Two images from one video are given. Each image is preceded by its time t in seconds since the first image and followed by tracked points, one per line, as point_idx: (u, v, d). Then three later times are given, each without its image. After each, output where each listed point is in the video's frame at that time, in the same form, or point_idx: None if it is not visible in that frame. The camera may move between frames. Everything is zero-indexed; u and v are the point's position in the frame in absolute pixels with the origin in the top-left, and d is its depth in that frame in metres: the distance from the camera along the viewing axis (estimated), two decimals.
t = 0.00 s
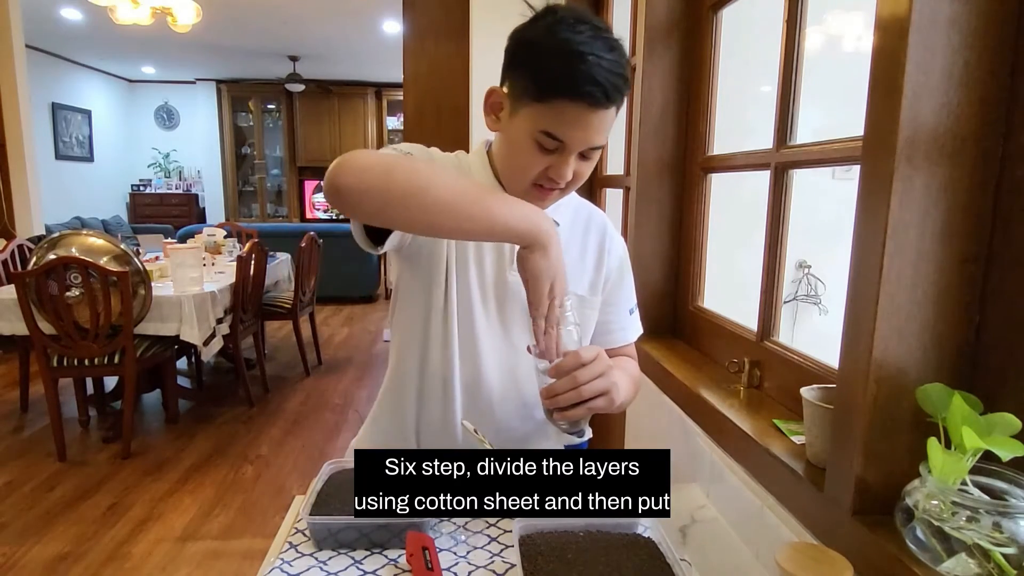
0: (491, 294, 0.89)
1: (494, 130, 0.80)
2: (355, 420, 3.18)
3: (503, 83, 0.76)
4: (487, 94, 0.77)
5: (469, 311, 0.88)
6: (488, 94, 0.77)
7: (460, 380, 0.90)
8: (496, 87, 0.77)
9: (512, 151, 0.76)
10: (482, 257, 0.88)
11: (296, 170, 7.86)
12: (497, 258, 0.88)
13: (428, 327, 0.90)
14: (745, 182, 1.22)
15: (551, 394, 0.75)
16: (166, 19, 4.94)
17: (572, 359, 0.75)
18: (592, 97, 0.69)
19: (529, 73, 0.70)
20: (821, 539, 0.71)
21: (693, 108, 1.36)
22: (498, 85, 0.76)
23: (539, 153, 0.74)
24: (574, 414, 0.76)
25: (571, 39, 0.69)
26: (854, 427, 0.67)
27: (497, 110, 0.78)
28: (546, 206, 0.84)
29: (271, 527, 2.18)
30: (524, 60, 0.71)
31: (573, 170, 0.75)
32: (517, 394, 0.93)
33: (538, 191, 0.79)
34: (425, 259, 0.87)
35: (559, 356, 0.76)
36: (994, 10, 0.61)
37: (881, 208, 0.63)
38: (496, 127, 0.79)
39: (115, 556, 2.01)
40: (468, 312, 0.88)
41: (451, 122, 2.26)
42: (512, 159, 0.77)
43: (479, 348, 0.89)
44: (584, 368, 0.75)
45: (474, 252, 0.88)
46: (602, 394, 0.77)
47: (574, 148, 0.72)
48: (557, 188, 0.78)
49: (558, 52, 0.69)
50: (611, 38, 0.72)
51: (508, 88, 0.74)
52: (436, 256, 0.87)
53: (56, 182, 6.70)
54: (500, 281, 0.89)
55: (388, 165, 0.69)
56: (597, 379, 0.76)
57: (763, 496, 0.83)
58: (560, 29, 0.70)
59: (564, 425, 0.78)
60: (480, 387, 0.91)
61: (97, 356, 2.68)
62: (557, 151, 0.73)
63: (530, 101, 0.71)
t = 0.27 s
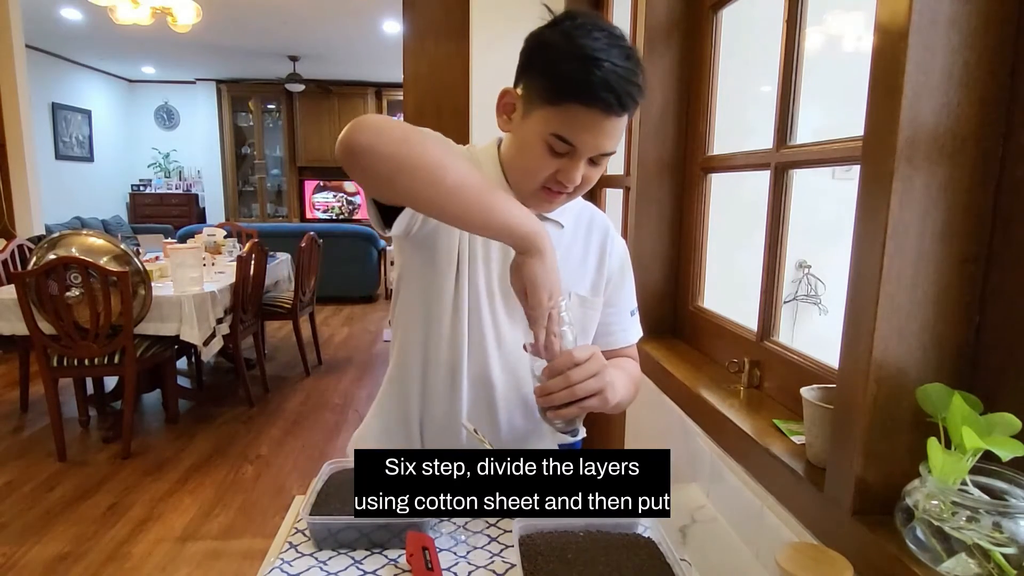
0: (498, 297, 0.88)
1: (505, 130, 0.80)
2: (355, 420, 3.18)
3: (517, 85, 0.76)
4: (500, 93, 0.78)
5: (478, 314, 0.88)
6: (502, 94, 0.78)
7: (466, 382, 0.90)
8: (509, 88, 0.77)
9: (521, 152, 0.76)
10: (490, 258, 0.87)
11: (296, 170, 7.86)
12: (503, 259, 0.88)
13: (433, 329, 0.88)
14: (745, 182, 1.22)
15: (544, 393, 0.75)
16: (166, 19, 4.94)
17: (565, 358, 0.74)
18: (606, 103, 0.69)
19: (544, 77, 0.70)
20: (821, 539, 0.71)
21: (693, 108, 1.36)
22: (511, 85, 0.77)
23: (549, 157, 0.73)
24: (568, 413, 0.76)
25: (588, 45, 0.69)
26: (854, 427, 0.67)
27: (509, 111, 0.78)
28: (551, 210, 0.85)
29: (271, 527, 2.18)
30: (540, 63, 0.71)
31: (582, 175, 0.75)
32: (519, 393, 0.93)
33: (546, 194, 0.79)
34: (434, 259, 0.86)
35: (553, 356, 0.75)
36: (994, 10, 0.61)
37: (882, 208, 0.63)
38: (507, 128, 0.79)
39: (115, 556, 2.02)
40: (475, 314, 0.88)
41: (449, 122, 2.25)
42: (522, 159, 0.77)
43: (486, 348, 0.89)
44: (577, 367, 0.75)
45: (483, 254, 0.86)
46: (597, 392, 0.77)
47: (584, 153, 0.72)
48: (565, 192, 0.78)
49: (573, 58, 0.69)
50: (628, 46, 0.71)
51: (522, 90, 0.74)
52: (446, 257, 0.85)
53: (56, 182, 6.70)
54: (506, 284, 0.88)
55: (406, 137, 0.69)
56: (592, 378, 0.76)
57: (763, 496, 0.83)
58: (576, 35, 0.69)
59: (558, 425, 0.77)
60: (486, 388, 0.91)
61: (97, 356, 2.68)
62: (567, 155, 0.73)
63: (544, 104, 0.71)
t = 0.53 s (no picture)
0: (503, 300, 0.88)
1: (511, 131, 0.80)
2: (355, 420, 3.18)
3: (523, 87, 0.76)
4: (506, 95, 0.78)
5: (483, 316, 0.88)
6: (509, 95, 0.78)
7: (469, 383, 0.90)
8: (516, 89, 0.77)
9: (526, 153, 0.76)
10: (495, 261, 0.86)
11: (296, 170, 7.86)
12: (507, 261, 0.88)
13: (437, 330, 0.88)
14: (745, 182, 1.22)
15: (539, 398, 0.75)
16: (166, 19, 4.94)
17: (559, 365, 0.74)
18: (610, 107, 0.68)
19: (551, 78, 0.70)
20: (820, 538, 0.71)
21: (693, 108, 1.36)
22: (518, 87, 0.77)
23: (553, 158, 0.73)
24: (564, 417, 0.76)
25: (594, 48, 0.69)
26: (854, 427, 0.67)
27: (516, 113, 0.78)
28: (554, 212, 0.85)
29: (271, 527, 2.18)
30: (546, 65, 0.72)
31: (586, 177, 0.75)
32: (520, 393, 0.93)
33: (549, 196, 0.79)
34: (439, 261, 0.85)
35: (547, 363, 0.75)
36: (994, 10, 0.61)
37: (882, 208, 0.63)
38: (513, 129, 0.79)
39: (115, 556, 2.02)
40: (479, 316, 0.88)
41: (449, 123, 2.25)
42: (526, 161, 0.77)
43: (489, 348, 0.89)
44: (571, 374, 0.75)
45: (489, 257, 0.86)
46: (591, 397, 0.77)
47: (588, 156, 0.72)
48: (568, 194, 0.78)
49: (579, 61, 0.69)
50: (635, 50, 0.71)
51: (528, 92, 0.74)
52: (453, 260, 0.85)
53: (56, 182, 6.70)
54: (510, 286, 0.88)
55: (419, 133, 0.69)
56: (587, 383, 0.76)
57: (763, 496, 0.83)
58: (583, 38, 0.70)
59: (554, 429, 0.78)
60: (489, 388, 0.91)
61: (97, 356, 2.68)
62: (571, 157, 0.73)
63: (549, 107, 0.71)
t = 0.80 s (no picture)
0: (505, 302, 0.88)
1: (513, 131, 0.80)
2: (355, 420, 3.18)
3: (525, 87, 0.76)
4: (508, 96, 0.78)
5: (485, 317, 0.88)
6: (510, 96, 0.78)
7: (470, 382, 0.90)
8: (517, 90, 0.78)
9: (527, 154, 0.76)
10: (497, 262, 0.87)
11: (296, 170, 7.85)
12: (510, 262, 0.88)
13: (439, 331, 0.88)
14: (745, 182, 1.22)
15: (534, 397, 0.76)
16: (166, 19, 4.94)
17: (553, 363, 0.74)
18: (611, 109, 0.68)
19: (553, 79, 0.70)
20: (820, 538, 0.71)
21: (693, 108, 1.37)
22: (520, 87, 0.77)
23: (554, 160, 0.73)
24: (560, 416, 0.76)
25: (596, 50, 0.69)
26: (854, 428, 0.67)
27: (517, 113, 0.78)
28: (555, 213, 0.85)
29: (271, 527, 2.18)
30: (548, 66, 0.72)
31: (586, 178, 0.75)
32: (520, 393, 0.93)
33: (551, 197, 0.79)
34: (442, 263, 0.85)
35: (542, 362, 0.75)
36: (994, 9, 0.61)
37: (882, 207, 0.63)
38: (515, 129, 0.79)
39: (115, 556, 2.02)
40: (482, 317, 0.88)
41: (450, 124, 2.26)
42: (527, 162, 0.77)
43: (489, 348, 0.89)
44: (566, 372, 0.75)
45: (489, 258, 0.86)
46: (589, 395, 0.77)
47: (588, 158, 0.72)
48: (569, 195, 0.78)
49: (581, 62, 0.69)
50: (637, 52, 0.71)
51: (530, 92, 0.74)
52: (453, 261, 0.85)
53: (56, 183, 6.70)
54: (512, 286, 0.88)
55: (422, 133, 0.69)
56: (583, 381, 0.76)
57: (764, 496, 0.83)
58: (585, 39, 0.70)
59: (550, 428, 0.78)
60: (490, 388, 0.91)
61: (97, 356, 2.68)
62: (572, 159, 0.73)
63: (551, 107, 0.71)
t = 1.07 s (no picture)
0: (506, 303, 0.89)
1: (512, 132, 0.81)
2: (355, 420, 3.18)
3: (525, 88, 0.76)
4: (507, 96, 0.78)
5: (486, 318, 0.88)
6: (509, 96, 0.78)
7: (472, 383, 0.90)
8: (516, 90, 0.78)
9: (526, 154, 0.76)
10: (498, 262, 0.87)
11: (296, 170, 7.85)
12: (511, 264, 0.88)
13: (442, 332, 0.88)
14: (745, 182, 1.22)
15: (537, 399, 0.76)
16: (166, 19, 4.94)
17: (558, 365, 0.75)
18: (609, 109, 0.69)
19: (551, 79, 0.70)
20: (821, 538, 0.71)
21: (693, 108, 1.37)
22: (519, 88, 0.77)
23: (553, 160, 0.73)
24: (562, 418, 0.77)
25: (596, 50, 0.69)
26: (854, 427, 0.67)
27: (516, 114, 0.78)
28: (556, 213, 0.85)
29: (271, 527, 2.18)
30: (547, 66, 0.72)
31: (586, 178, 0.75)
32: (521, 392, 0.94)
33: (550, 198, 0.79)
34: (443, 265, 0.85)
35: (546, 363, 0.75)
36: (994, 9, 0.61)
37: (882, 208, 0.63)
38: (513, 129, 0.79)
39: (115, 556, 2.02)
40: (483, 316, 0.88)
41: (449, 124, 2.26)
42: (526, 163, 0.77)
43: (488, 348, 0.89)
44: (570, 375, 0.76)
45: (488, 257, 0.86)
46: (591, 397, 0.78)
47: (588, 157, 0.72)
48: (569, 196, 0.78)
49: (580, 62, 0.69)
50: (637, 52, 0.71)
51: (529, 92, 0.74)
52: (452, 262, 0.85)
53: (56, 183, 6.70)
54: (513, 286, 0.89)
55: (417, 137, 0.68)
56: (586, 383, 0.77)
57: (764, 496, 0.83)
58: (585, 39, 0.70)
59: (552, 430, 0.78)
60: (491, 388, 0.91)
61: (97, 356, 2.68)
62: (571, 158, 0.73)
63: (550, 107, 0.71)
